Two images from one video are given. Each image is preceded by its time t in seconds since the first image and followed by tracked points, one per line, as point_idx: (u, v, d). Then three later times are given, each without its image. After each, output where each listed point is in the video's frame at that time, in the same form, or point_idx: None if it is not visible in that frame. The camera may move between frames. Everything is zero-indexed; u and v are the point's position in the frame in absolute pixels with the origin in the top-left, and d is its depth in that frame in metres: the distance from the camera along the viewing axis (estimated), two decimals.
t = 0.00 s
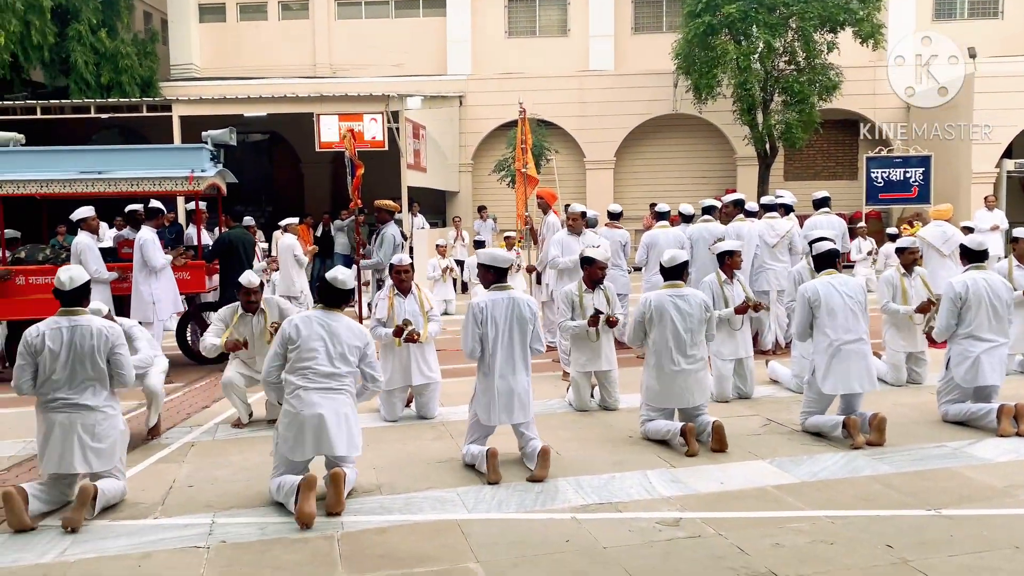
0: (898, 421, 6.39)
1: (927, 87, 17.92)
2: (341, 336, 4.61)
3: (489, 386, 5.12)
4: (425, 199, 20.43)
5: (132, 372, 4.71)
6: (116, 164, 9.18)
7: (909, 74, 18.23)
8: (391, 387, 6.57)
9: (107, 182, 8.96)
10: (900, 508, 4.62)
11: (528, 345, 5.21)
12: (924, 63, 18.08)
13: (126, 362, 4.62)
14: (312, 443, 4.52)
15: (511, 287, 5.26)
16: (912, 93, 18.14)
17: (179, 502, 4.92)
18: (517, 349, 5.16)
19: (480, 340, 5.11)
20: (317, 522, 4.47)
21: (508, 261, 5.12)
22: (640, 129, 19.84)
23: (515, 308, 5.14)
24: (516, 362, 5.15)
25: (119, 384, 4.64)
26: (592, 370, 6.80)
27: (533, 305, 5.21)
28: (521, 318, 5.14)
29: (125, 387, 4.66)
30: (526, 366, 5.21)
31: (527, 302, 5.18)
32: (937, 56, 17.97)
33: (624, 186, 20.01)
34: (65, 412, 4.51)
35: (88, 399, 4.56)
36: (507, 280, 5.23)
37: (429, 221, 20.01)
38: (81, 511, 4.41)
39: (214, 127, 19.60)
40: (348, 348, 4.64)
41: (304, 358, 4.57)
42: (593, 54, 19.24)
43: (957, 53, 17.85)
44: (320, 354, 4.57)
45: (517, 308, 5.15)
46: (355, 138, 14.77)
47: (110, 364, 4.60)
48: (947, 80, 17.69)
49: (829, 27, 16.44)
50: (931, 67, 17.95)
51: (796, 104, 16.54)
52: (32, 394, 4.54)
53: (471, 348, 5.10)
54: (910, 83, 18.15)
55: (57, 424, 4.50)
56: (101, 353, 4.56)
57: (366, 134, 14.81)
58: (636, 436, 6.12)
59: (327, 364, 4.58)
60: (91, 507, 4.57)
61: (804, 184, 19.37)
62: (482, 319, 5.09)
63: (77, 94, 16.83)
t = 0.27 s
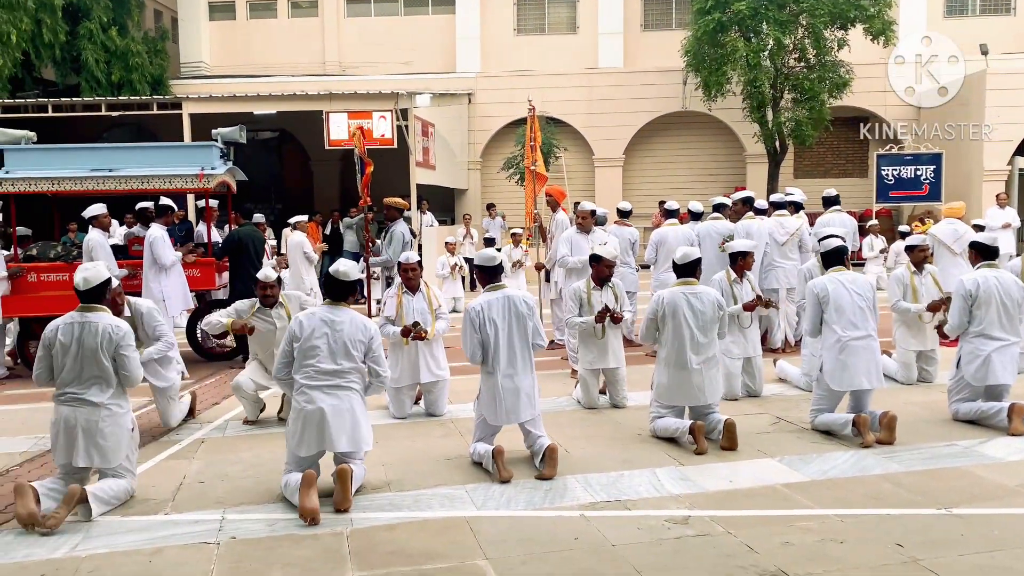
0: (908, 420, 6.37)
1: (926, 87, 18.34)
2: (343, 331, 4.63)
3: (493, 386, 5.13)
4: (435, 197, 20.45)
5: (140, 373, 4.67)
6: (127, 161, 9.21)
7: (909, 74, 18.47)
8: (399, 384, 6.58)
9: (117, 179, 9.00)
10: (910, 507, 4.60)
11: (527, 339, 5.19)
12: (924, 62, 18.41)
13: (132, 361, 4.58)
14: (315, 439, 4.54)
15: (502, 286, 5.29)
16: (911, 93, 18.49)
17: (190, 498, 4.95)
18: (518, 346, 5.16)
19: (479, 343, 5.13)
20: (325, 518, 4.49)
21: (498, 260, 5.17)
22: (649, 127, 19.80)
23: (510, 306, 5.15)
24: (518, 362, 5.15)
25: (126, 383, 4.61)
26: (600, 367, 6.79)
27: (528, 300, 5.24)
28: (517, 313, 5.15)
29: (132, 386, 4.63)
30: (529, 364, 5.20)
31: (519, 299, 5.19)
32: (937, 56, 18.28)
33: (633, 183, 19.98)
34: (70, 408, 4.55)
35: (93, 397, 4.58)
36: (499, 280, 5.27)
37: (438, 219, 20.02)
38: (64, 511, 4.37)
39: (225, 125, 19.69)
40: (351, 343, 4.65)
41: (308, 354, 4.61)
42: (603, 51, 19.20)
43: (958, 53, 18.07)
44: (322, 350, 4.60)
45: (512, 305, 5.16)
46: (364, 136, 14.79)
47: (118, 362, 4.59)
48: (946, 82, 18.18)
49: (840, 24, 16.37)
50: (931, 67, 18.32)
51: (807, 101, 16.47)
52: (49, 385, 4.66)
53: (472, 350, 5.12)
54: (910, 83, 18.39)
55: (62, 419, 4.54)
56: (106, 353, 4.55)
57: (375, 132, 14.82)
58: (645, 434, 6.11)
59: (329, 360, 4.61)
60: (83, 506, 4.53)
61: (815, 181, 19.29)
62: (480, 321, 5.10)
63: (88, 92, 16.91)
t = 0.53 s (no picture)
0: (916, 419, 6.34)
1: (926, 87, 18.46)
2: (344, 329, 4.60)
3: (497, 383, 5.13)
4: (441, 195, 20.46)
5: (141, 370, 4.64)
6: (135, 160, 9.23)
7: (909, 74, 18.44)
8: (406, 382, 6.59)
9: (125, 177, 9.02)
10: (919, 506, 4.59)
11: (535, 341, 5.20)
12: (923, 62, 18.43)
13: (129, 358, 4.56)
14: (321, 437, 4.56)
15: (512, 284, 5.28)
16: (911, 93, 18.48)
17: (197, 496, 4.96)
18: (523, 345, 5.14)
19: (483, 340, 5.14)
20: (331, 515, 4.50)
21: (509, 259, 5.18)
22: (656, 125, 19.77)
23: (518, 305, 5.14)
24: (524, 360, 5.14)
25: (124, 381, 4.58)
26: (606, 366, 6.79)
27: (536, 300, 5.20)
28: (523, 312, 5.14)
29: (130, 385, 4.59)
30: (536, 360, 5.19)
31: (527, 297, 5.19)
32: (937, 56, 18.37)
33: (639, 182, 19.95)
34: (74, 406, 4.57)
35: (97, 395, 4.59)
36: (510, 278, 5.25)
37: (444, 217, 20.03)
38: (70, 509, 4.40)
39: (232, 123, 19.73)
40: (352, 341, 4.62)
41: (310, 353, 4.59)
42: (610, 49, 19.16)
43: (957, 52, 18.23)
44: (324, 349, 4.58)
45: (519, 304, 5.14)
46: (371, 134, 14.79)
47: (117, 360, 4.57)
48: (946, 81, 18.39)
49: (848, 22, 16.31)
50: (931, 66, 18.39)
51: (814, 100, 16.42)
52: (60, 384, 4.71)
53: (476, 347, 5.14)
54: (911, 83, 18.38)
55: (68, 418, 4.57)
56: (106, 350, 4.55)
57: (382, 130, 14.82)
58: (651, 432, 6.10)
59: (331, 360, 4.59)
60: (91, 504, 4.55)
61: (822, 180, 19.21)
62: (484, 318, 5.10)
63: (96, 91, 16.98)
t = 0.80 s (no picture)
0: (922, 418, 6.32)
1: (926, 88, 18.48)
2: (346, 328, 4.59)
3: (510, 378, 5.15)
4: (447, 194, 20.48)
5: (146, 368, 4.68)
6: (141, 158, 9.26)
7: (909, 75, 18.44)
8: (411, 381, 6.60)
9: (132, 176, 9.05)
10: (925, 506, 4.57)
11: (556, 346, 5.20)
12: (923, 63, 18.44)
13: (137, 356, 4.59)
14: (327, 437, 4.56)
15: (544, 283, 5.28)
16: (912, 93, 18.48)
17: (203, 494, 4.97)
18: (542, 344, 5.16)
19: (506, 332, 5.17)
20: (337, 513, 4.50)
21: (545, 257, 5.20)
22: (662, 124, 19.76)
23: (543, 304, 5.15)
24: (540, 359, 5.15)
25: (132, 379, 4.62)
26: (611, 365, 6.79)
27: (562, 304, 5.19)
28: (548, 315, 5.14)
29: (138, 382, 4.64)
30: (551, 360, 5.19)
31: (553, 299, 5.16)
32: (936, 55, 18.32)
33: (644, 180, 19.94)
34: (81, 404, 4.58)
35: (103, 393, 4.61)
36: (542, 276, 5.25)
37: (450, 216, 20.05)
38: (79, 507, 4.41)
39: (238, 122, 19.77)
40: (354, 340, 4.62)
41: (313, 354, 4.59)
42: (615, 48, 19.15)
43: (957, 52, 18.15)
44: (327, 349, 4.57)
45: (542, 304, 5.15)
46: (376, 133, 14.81)
47: (124, 358, 4.60)
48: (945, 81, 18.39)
49: (854, 21, 16.28)
50: (931, 67, 18.37)
51: (820, 98, 16.38)
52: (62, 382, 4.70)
53: (499, 341, 5.18)
54: (911, 83, 18.37)
55: (74, 416, 4.57)
56: (112, 349, 4.57)
57: (387, 129, 14.85)
58: (656, 431, 6.10)
59: (333, 359, 4.58)
60: (98, 502, 4.56)
61: (828, 178, 19.17)
62: (508, 312, 5.14)
63: (103, 90, 17.03)
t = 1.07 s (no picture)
0: (928, 417, 6.31)
1: (926, 87, 18.29)
2: (351, 328, 4.59)
3: (515, 376, 5.15)
4: (451, 193, 20.49)
5: (156, 366, 4.72)
6: (147, 157, 9.29)
7: (908, 75, 18.19)
8: (416, 380, 6.60)
9: (138, 175, 9.08)
10: (931, 505, 4.57)
11: (558, 342, 5.19)
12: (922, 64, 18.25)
13: (147, 354, 4.63)
14: (334, 437, 4.57)
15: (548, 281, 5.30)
16: (912, 93, 18.26)
17: (209, 492, 4.99)
18: (546, 343, 5.16)
19: (510, 330, 5.20)
20: (342, 511, 4.51)
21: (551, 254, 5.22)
22: (667, 122, 19.74)
23: (547, 303, 5.14)
24: (545, 358, 5.15)
25: (142, 377, 4.65)
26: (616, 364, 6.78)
27: (565, 301, 5.17)
28: (551, 314, 5.14)
29: (148, 380, 4.68)
30: (556, 358, 5.19)
31: (556, 297, 5.16)
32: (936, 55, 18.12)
33: (649, 179, 19.92)
34: (90, 403, 4.59)
35: (113, 392, 4.63)
36: (547, 275, 5.28)
37: (455, 214, 20.06)
38: (87, 505, 4.41)
39: (244, 121, 19.81)
40: (359, 340, 4.62)
41: (318, 354, 4.59)
42: (620, 46, 19.14)
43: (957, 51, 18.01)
44: (332, 349, 4.57)
45: (547, 302, 5.14)
46: (381, 132, 14.83)
47: (132, 356, 4.62)
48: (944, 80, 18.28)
49: (860, 18, 16.24)
50: (930, 67, 18.20)
51: (826, 97, 16.35)
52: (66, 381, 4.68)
53: (502, 339, 5.20)
54: (911, 83, 18.11)
55: (83, 414, 4.58)
56: (122, 348, 4.58)
57: (392, 128, 14.86)
58: (661, 430, 6.10)
59: (339, 358, 4.58)
60: (105, 499, 4.58)
61: (834, 177, 19.12)
62: (512, 310, 5.16)
63: (109, 89, 17.08)
